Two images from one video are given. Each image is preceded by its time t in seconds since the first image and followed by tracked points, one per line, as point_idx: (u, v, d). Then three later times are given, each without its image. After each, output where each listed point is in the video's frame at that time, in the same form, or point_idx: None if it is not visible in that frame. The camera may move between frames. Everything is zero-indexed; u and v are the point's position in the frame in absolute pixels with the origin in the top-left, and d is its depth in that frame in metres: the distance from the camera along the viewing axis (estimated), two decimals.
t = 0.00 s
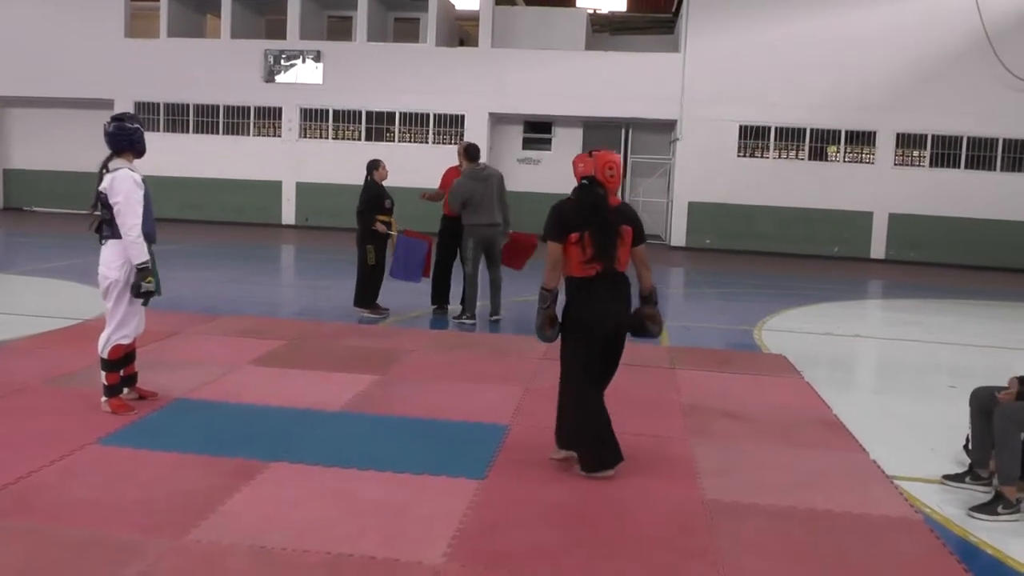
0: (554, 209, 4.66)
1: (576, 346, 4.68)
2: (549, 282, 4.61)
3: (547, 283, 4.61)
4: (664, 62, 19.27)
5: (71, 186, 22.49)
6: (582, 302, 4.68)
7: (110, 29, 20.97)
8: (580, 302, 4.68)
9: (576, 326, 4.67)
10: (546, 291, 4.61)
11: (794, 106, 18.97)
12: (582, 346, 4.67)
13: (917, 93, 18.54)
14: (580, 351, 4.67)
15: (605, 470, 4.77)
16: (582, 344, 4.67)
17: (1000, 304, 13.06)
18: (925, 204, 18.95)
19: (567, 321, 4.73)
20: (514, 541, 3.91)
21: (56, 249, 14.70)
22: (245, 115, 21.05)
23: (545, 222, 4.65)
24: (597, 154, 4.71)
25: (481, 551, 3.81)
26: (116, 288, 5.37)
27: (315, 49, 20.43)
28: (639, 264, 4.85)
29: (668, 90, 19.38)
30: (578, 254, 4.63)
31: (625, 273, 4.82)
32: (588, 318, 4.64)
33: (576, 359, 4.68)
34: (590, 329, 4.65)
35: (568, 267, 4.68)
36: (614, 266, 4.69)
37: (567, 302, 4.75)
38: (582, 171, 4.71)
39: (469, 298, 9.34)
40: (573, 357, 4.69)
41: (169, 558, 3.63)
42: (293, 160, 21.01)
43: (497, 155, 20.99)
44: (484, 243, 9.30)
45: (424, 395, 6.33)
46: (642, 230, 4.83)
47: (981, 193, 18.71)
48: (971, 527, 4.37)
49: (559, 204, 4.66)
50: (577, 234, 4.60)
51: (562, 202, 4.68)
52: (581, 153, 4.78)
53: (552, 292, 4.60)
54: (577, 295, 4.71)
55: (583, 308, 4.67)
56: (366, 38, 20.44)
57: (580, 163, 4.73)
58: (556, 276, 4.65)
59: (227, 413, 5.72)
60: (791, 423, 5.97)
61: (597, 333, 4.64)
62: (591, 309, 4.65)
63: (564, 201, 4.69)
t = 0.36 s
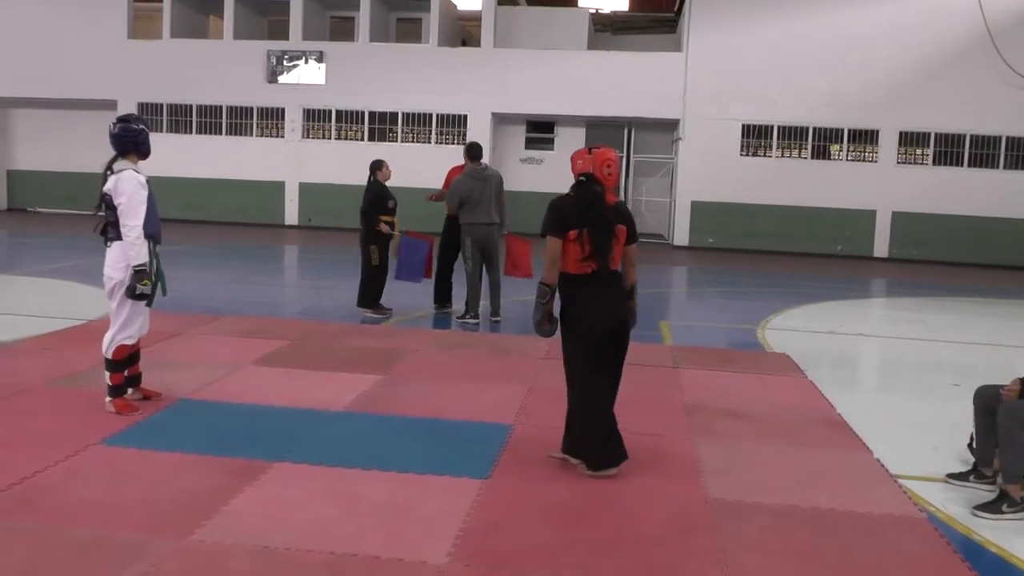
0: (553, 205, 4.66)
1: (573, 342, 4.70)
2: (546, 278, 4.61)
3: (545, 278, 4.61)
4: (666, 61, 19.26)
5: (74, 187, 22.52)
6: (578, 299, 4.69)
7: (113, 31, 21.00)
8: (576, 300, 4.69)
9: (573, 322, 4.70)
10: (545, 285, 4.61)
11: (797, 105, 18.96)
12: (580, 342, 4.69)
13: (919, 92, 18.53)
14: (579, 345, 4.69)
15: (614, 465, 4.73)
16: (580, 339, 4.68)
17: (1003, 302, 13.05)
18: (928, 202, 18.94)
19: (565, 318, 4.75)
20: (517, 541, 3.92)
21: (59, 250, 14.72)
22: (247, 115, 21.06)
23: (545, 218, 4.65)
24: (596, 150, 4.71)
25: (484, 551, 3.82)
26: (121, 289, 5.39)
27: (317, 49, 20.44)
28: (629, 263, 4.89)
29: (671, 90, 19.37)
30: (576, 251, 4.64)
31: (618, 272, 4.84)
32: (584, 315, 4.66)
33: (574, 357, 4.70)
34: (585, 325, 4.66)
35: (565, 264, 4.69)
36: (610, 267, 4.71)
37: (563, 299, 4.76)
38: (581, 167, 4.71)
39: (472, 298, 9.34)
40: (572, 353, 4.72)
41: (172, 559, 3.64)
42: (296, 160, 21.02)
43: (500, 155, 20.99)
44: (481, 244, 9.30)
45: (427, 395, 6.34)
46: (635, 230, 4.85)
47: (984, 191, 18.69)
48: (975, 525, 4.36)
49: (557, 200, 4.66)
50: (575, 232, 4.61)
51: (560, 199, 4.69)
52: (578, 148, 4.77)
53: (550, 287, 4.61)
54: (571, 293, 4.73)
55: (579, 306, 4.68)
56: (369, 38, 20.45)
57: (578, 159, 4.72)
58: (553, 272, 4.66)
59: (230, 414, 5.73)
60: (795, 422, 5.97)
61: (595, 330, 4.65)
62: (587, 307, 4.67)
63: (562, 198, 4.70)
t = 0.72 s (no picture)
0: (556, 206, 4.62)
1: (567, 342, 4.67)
2: (551, 277, 4.55)
3: (549, 277, 4.55)
4: (666, 62, 19.27)
5: (74, 190, 22.53)
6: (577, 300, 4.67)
7: (113, 34, 21.01)
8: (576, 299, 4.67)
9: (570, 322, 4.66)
10: (549, 285, 4.54)
11: (797, 105, 18.97)
12: (576, 341, 4.66)
13: (920, 92, 18.53)
14: (574, 345, 4.66)
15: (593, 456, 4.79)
16: (577, 339, 4.65)
17: (1004, 302, 13.04)
18: (929, 203, 18.93)
19: (559, 320, 4.72)
20: (520, 542, 3.92)
21: (60, 253, 14.72)
22: (248, 118, 21.07)
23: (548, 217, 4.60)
24: (594, 151, 4.71)
25: (486, 552, 3.82)
26: (122, 292, 5.40)
27: (318, 51, 20.45)
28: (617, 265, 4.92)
29: (672, 91, 19.38)
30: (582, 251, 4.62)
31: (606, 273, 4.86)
32: (585, 315, 4.65)
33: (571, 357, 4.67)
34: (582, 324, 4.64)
35: (570, 265, 4.66)
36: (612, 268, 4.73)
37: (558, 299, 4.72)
38: (580, 169, 4.70)
39: (473, 300, 9.34)
40: (565, 351, 4.68)
41: (174, 560, 3.65)
42: (296, 163, 21.03)
43: (501, 157, 21.00)
44: (483, 246, 9.31)
45: (428, 397, 6.34)
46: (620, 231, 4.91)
47: (985, 191, 18.69)
48: (977, 526, 4.36)
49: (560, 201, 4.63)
50: (582, 231, 4.60)
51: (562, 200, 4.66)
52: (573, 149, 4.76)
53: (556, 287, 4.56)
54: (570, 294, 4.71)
55: (580, 306, 4.66)
56: (369, 40, 20.47)
57: (581, 159, 4.70)
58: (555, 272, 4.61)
59: (232, 416, 5.73)
60: (796, 423, 5.97)
61: (593, 330, 4.65)
62: (587, 307, 4.66)
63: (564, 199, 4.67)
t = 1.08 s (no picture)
0: (570, 209, 4.50)
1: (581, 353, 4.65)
2: (570, 286, 4.45)
3: (570, 286, 4.45)
4: (669, 63, 19.27)
5: (77, 191, 22.56)
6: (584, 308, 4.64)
7: (116, 35, 21.03)
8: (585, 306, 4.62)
9: (584, 331, 4.64)
10: (571, 295, 4.45)
11: (799, 106, 18.96)
12: (587, 350, 4.66)
13: (922, 94, 18.52)
14: (588, 355, 4.66)
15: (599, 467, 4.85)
16: (591, 347, 4.67)
17: (1007, 304, 13.03)
18: (931, 205, 18.92)
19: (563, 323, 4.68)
20: (522, 542, 3.93)
21: (63, 254, 14.74)
22: (250, 119, 21.09)
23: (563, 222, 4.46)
24: (592, 151, 4.64)
25: (489, 552, 3.82)
26: (125, 294, 5.40)
27: (321, 53, 20.47)
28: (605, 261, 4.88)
29: (675, 92, 19.37)
30: (590, 255, 4.57)
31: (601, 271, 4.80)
32: (594, 322, 4.64)
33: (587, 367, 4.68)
34: (597, 333, 4.65)
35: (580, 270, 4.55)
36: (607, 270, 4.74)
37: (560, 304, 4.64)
38: (582, 168, 4.61)
39: (476, 301, 9.35)
40: (580, 362, 4.67)
41: (177, 561, 3.65)
42: (299, 164, 21.04)
43: (504, 158, 21.01)
44: (486, 247, 9.32)
45: (431, 398, 6.34)
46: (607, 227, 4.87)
47: (989, 193, 18.66)
48: (980, 527, 4.36)
49: (572, 205, 4.51)
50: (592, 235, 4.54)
51: (571, 203, 4.54)
52: (571, 145, 4.63)
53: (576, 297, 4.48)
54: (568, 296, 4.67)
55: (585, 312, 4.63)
56: (372, 41, 20.48)
57: (580, 160, 4.59)
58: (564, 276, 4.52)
59: (234, 416, 5.74)
60: (798, 424, 5.97)
61: (605, 336, 4.68)
62: (598, 315, 4.65)
63: (573, 201, 4.55)
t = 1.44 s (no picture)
0: (586, 212, 4.45)
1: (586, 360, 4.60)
2: (589, 293, 4.38)
3: (588, 294, 4.38)
4: (674, 64, 19.26)
5: (82, 190, 22.60)
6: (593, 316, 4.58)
7: (121, 35, 21.07)
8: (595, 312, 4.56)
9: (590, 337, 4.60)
10: (590, 303, 4.38)
11: (804, 107, 18.95)
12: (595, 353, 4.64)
13: (927, 95, 18.49)
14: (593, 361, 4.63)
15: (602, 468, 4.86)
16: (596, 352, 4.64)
17: (1012, 306, 13.01)
18: (936, 205, 18.88)
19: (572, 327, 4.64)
20: (526, 543, 3.92)
21: (67, 253, 14.76)
22: (255, 119, 21.12)
23: (582, 227, 4.39)
24: (601, 157, 4.63)
25: (492, 553, 3.82)
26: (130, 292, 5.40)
27: (326, 52, 20.48)
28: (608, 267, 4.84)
29: (679, 92, 19.36)
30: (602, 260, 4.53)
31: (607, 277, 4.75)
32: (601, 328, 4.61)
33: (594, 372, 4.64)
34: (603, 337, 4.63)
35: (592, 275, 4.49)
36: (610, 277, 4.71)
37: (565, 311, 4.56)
38: (591, 175, 4.59)
39: (479, 301, 9.35)
40: (589, 367, 4.62)
41: (180, 561, 3.65)
42: (304, 163, 21.05)
43: (508, 158, 21.02)
44: (491, 246, 9.31)
45: (435, 398, 6.34)
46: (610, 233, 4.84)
47: (994, 194, 18.63)
48: (985, 529, 4.35)
49: (588, 209, 4.46)
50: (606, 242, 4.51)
51: (585, 206, 4.50)
52: (581, 149, 4.62)
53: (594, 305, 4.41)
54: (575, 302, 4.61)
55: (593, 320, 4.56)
56: (377, 41, 20.49)
57: (589, 165, 4.58)
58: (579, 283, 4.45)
59: (238, 416, 5.74)
60: (801, 426, 5.96)
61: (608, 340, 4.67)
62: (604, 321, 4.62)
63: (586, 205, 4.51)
